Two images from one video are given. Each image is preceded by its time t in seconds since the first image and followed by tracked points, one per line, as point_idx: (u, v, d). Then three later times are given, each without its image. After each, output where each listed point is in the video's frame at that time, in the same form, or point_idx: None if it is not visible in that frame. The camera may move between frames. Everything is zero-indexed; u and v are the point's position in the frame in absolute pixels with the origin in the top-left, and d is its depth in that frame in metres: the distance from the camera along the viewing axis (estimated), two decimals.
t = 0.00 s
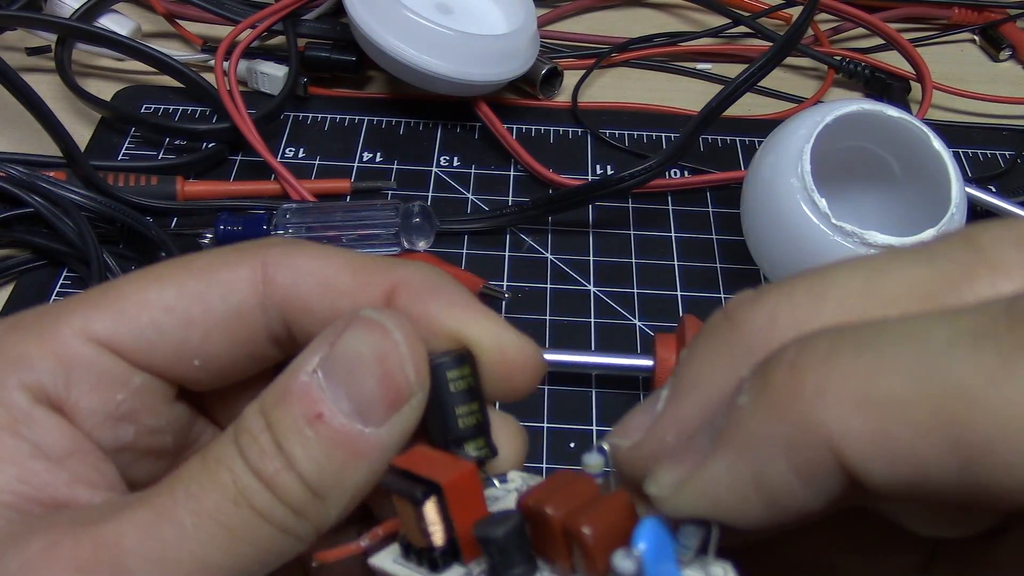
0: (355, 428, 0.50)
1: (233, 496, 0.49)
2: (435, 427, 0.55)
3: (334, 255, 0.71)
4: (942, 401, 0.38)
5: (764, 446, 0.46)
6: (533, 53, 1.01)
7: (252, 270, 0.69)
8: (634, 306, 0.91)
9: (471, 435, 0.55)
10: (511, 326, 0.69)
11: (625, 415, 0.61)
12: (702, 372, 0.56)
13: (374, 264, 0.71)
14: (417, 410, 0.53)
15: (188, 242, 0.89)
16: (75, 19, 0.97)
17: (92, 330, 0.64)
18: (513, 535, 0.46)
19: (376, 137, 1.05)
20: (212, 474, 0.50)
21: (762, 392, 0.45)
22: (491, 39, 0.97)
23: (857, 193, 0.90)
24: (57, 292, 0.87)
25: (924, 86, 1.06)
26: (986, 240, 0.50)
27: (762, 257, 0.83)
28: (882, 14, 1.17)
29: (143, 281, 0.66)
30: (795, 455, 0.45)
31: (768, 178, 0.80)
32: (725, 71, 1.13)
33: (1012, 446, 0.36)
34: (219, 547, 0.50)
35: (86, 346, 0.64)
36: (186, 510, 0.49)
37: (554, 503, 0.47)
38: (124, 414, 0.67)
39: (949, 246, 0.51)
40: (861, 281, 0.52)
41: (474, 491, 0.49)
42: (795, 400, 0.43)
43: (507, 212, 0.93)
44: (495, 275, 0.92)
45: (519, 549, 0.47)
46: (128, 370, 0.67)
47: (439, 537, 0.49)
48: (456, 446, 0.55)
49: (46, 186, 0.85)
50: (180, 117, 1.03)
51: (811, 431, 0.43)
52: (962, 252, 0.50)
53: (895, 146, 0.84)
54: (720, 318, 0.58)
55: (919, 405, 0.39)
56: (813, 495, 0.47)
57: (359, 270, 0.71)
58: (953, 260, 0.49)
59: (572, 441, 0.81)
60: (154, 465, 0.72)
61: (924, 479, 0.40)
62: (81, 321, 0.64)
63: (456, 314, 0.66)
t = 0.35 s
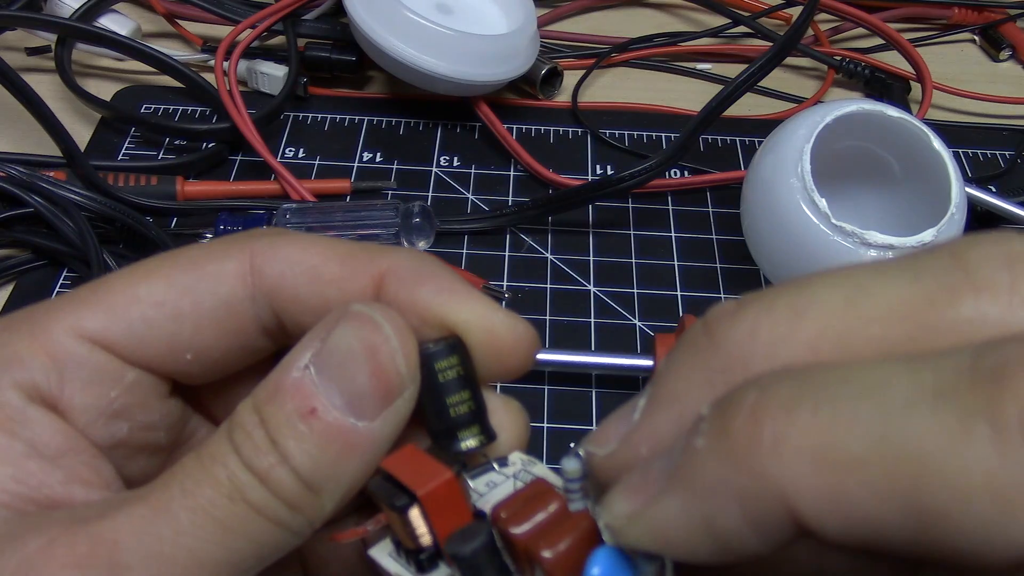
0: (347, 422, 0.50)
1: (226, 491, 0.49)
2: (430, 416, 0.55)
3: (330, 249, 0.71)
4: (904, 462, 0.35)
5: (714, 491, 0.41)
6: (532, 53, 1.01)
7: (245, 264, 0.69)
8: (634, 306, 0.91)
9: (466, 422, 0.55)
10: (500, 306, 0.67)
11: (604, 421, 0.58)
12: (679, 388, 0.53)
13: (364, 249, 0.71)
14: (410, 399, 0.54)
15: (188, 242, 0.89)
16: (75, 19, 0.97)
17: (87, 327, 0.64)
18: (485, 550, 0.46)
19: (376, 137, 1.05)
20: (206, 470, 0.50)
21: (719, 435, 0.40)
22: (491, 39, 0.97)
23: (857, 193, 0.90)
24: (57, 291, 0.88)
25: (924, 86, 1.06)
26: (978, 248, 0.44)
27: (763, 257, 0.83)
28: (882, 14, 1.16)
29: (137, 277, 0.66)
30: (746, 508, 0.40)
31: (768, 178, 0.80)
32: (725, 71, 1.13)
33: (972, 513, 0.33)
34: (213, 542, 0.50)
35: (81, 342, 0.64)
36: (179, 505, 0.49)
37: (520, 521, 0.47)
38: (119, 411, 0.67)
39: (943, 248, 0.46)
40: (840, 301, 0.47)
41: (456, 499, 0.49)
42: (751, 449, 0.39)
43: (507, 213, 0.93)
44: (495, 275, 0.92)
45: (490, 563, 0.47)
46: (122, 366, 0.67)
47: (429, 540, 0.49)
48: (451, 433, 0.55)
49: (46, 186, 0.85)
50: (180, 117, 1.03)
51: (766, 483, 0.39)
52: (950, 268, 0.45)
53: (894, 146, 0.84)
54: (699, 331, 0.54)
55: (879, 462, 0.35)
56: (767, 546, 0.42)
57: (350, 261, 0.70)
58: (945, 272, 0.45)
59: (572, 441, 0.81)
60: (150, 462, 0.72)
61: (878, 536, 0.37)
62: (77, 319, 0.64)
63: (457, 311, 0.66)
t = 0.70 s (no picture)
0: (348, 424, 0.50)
1: (229, 493, 0.49)
2: (432, 420, 0.55)
3: (330, 248, 0.71)
4: (905, 461, 0.34)
5: (714, 491, 0.41)
6: (532, 52, 1.01)
7: (245, 263, 0.69)
8: (634, 306, 0.91)
9: (467, 425, 0.55)
10: (502, 309, 0.68)
11: (603, 423, 0.58)
12: (680, 390, 0.53)
13: (365, 253, 0.71)
14: (410, 402, 0.53)
15: (188, 242, 0.89)
16: (75, 19, 0.97)
17: (88, 327, 0.64)
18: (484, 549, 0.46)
19: (376, 137, 1.05)
20: (207, 470, 0.50)
21: (721, 436, 0.41)
22: (491, 39, 0.97)
23: (858, 193, 0.90)
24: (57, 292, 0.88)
25: (923, 86, 1.06)
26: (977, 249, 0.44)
27: (763, 257, 0.83)
28: (882, 14, 1.16)
29: (137, 277, 0.66)
30: (747, 507, 0.40)
31: (767, 178, 0.80)
32: (725, 71, 1.13)
33: (972, 512, 0.33)
34: (215, 544, 0.49)
35: (81, 342, 0.64)
36: (180, 507, 0.49)
37: (520, 521, 0.47)
38: (120, 412, 0.67)
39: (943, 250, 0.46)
40: (841, 302, 0.48)
41: (456, 500, 0.49)
42: (753, 449, 0.39)
43: (507, 212, 0.93)
44: (495, 275, 0.92)
45: (490, 563, 0.47)
46: (123, 367, 0.67)
47: (427, 542, 0.49)
48: (451, 436, 0.55)
49: (46, 186, 0.85)
50: (180, 118, 1.03)
51: (768, 482, 0.39)
52: (950, 269, 0.45)
53: (895, 146, 0.84)
54: (700, 332, 0.54)
55: (880, 463, 0.35)
56: (769, 546, 0.42)
57: (349, 261, 0.70)
58: (945, 275, 0.45)
59: (572, 441, 0.81)
60: (151, 463, 0.72)
61: (879, 536, 0.37)
62: (77, 320, 0.64)
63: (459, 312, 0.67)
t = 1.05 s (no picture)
0: (347, 425, 0.50)
1: (230, 494, 0.49)
2: (432, 421, 0.55)
3: (330, 249, 0.71)
4: (904, 466, 0.34)
5: (711, 492, 0.41)
6: (532, 52, 1.01)
7: (245, 264, 0.69)
8: (634, 306, 0.91)
9: (467, 426, 0.55)
10: (502, 309, 0.68)
11: (602, 423, 0.57)
12: (676, 389, 0.53)
13: (363, 255, 0.71)
14: (410, 402, 0.53)
15: (188, 242, 0.89)
16: (75, 19, 0.97)
17: (88, 328, 0.64)
18: (480, 548, 0.47)
19: (376, 137, 1.05)
20: (207, 470, 0.50)
21: (718, 437, 0.40)
22: (491, 39, 0.97)
23: (857, 193, 0.90)
24: (57, 292, 0.88)
25: (924, 86, 1.06)
26: (977, 251, 0.45)
27: (763, 258, 0.83)
28: (882, 14, 1.16)
29: (137, 277, 0.66)
30: (743, 509, 0.40)
31: (768, 178, 0.80)
32: (725, 71, 1.13)
33: (970, 519, 0.33)
34: (216, 544, 0.50)
35: (82, 343, 0.64)
36: (181, 507, 0.49)
37: (515, 520, 0.48)
38: (120, 412, 0.67)
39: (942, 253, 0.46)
40: (839, 303, 0.48)
41: (455, 501, 0.49)
42: (750, 451, 0.39)
43: (507, 212, 0.93)
44: (495, 275, 0.92)
45: (487, 562, 0.47)
46: (123, 367, 0.67)
47: (426, 543, 0.49)
48: (451, 437, 0.54)
49: (46, 186, 0.85)
50: (180, 118, 1.03)
51: (763, 484, 0.39)
52: (950, 270, 0.45)
53: (894, 146, 0.84)
54: (698, 333, 0.54)
55: (878, 467, 0.35)
56: (763, 547, 0.42)
57: (349, 261, 0.70)
58: (944, 276, 0.45)
59: (572, 441, 0.81)
60: (151, 463, 0.72)
61: (875, 539, 0.37)
62: (78, 320, 0.64)
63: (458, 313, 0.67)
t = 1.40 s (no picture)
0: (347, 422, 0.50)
1: (230, 493, 0.49)
2: (428, 416, 0.55)
3: (327, 245, 0.71)
4: (892, 468, 0.35)
5: (701, 491, 0.41)
6: (532, 52, 1.01)
7: (243, 259, 0.69)
8: (634, 305, 0.91)
9: (464, 423, 0.55)
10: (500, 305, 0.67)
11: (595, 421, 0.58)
12: (671, 388, 0.53)
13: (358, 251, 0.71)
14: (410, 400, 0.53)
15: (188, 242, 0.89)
16: (75, 19, 0.97)
17: (88, 328, 0.64)
18: (471, 548, 0.46)
19: (376, 137, 1.05)
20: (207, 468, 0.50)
21: (708, 437, 0.40)
22: (491, 39, 0.97)
23: (855, 191, 0.90)
24: (57, 291, 0.88)
25: (924, 86, 1.06)
26: (968, 254, 0.45)
27: (763, 257, 0.83)
28: (882, 14, 1.16)
29: (136, 276, 0.66)
30: (730, 509, 0.40)
31: (768, 178, 0.80)
32: (725, 71, 1.13)
33: (960, 520, 0.33)
34: (215, 544, 0.49)
35: (81, 343, 0.64)
36: (180, 507, 0.49)
37: (507, 519, 0.47)
38: (120, 412, 0.67)
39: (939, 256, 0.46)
40: (830, 300, 0.48)
41: (450, 499, 0.49)
42: (739, 452, 0.39)
43: (507, 212, 0.93)
44: (495, 275, 0.92)
45: (478, 560, 0.46)
46: (123, 367, 0.67)
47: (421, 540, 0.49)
48: (449, 435, 0.55)
49: (46, 186, 0.85)
50: (180, 118, 1.03)
51: (750, 485, 0.39)
52: (942, 272, 0.45)
53: (891, 145, 0.84)
54: (691, 329, 0.54)
55: (866, 469, 0.35)
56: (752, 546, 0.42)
57: (348, 260, 0.70)
58: (936, 276, 0.45)
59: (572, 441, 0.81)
60: (151, 462, 0.72)
61: (862, 540, 0.37)
62: (77, 320, 0.64)
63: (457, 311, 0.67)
